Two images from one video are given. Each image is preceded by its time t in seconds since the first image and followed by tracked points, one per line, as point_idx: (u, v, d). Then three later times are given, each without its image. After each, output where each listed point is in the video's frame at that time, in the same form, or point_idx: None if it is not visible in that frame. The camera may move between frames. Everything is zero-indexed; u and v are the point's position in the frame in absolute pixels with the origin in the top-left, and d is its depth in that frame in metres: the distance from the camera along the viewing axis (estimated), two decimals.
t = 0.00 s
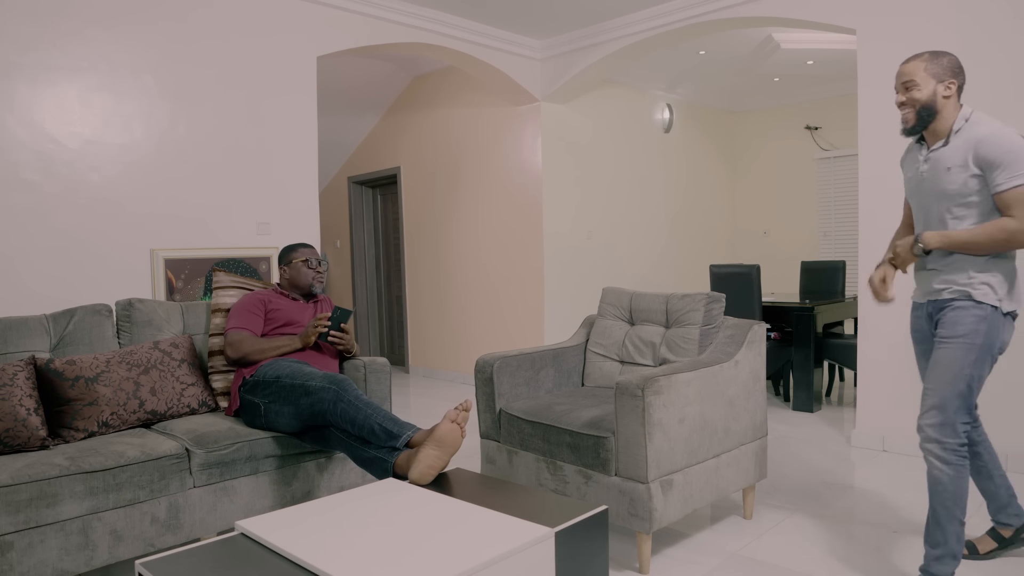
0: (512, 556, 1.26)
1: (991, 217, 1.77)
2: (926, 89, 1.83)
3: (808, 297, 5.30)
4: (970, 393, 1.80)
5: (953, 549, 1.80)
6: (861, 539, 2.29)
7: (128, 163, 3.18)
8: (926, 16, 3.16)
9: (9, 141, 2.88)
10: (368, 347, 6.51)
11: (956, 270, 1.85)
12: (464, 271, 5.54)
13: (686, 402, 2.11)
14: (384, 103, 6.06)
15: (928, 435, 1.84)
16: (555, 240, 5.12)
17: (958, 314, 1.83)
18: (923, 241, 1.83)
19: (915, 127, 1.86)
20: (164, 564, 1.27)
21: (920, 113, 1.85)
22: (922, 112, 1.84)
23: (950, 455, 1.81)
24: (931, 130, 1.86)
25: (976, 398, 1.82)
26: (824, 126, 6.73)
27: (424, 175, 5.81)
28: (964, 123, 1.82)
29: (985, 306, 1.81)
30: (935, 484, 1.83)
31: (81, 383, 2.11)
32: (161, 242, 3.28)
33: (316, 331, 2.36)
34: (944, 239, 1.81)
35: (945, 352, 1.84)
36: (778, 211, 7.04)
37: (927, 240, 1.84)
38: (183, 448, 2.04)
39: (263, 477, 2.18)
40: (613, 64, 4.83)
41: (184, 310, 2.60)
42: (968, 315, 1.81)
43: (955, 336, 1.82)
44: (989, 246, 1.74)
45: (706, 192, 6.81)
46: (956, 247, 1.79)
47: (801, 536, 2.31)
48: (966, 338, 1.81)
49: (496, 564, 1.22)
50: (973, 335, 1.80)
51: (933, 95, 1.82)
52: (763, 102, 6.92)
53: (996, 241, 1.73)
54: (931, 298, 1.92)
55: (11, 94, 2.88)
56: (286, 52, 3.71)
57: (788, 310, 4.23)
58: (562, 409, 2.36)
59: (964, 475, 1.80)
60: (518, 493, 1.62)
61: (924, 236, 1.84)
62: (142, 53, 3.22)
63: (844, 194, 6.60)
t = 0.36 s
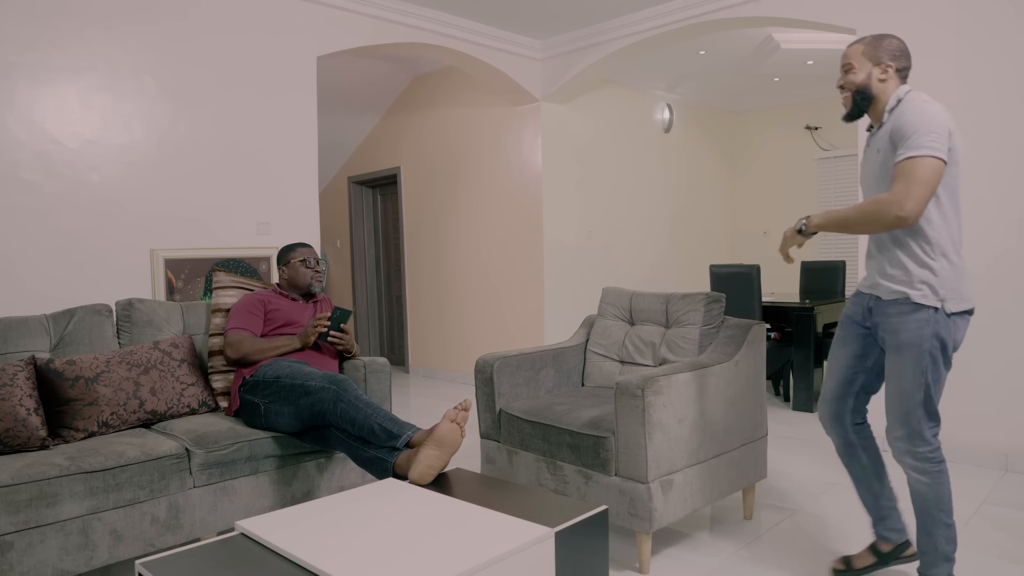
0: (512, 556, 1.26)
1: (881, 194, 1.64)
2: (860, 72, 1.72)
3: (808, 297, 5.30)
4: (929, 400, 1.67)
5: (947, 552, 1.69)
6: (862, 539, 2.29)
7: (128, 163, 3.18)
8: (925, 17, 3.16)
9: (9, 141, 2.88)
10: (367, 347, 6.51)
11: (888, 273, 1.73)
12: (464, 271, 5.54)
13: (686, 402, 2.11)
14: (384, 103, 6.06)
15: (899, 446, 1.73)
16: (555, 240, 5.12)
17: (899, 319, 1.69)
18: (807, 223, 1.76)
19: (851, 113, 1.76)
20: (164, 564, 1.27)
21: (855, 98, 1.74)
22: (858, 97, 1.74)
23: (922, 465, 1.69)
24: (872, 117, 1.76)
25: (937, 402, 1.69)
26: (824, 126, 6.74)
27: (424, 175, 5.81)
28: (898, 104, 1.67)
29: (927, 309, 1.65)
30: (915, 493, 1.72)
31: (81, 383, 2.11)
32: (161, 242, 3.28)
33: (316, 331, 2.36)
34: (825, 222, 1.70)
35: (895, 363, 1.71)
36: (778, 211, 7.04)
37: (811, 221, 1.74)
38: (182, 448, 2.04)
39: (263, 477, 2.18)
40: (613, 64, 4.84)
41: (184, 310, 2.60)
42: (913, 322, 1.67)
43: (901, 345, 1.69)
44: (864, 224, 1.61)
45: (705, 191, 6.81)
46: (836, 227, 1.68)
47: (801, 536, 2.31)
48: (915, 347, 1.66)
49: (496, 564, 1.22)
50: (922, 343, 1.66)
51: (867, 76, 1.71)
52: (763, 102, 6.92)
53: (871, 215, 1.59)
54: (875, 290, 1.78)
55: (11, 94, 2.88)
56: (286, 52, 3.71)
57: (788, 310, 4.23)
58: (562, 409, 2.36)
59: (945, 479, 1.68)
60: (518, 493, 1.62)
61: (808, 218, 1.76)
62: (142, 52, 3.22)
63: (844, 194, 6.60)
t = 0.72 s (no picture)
0: (512, 556, 1.26)
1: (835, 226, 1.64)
2: (753, 96, 1.80)
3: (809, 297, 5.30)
4: (874, 400, 1.62)
5: (928, 537, 1.62)
6: (861, 539, 2.28)
7: (127, 163, 3.18)
8: (924, 18, 3.16)
9: (9, 141, 2.88)
10: (367, 347, 6.51)
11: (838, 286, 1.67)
12: (464, 271, 5.54)
13: (686, 402, 2.11)
14: (383, 103, 6.06)
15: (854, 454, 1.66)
16: (555, 240, 5.12)
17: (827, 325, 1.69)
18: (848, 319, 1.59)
19: (753, 135, 1.83)
20: (164, 564, 1.27)
21: (755, 120, 1.82)
22: (756, 120, 1.81)
23: (878, 468, 1.62)
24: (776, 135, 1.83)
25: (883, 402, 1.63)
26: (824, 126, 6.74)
27: (424, 175, 5.81)
28: (795, 119, 1.74)
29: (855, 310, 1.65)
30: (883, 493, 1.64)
31: (81, 383, 2.11)
32: (161, 242, 3.28)
33: (316, 332, 2.36)
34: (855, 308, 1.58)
35: (832, 370, 1.69)
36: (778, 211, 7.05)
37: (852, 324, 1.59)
38: (182, 448, 2.04)
39: (262, 477, 2.18)
40: (613, 64, 4.83)
41: (184, 310, 2.60)
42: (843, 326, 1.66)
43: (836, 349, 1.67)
44: (861, 256, 1.56)
45: (705, 191, 6.81)
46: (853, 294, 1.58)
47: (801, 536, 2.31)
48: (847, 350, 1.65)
49: (496, 564, 1.22)
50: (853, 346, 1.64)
51: (761, 99, 1.79)
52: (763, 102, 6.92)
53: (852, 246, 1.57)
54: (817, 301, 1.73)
55: (10, 94, 2.88)
56: (286, 52, 3.71)
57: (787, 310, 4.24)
58: (562, 409, 2.36)
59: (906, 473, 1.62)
60: (517, 493, 1.62)
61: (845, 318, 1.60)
62: (142, 52, 3.22)
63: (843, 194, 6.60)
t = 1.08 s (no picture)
0: (512, 556, 1.25)
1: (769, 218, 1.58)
2: (689, 81, 1.79)
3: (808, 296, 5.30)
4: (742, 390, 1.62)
5: (736, 547, 1.63)
6: (861, 539, 2.28)
7: (128, 163, 3.18)
8: (925, 16, 3.16)
9: (9, 141, 2.88)
10: (368, 347, 6.51)
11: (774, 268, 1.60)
12: (464, 271, 5.54)
13: (686, 402, 2.11)
14: (383, 104, 6.06)
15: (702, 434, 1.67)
16: (555, 239, 5.12)
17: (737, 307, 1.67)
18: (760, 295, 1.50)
19: (683, 121, 1.82)
20: (164, 564, 1.27)
21: (687, 106, 1.81)
22: (688, 106, 1.80)
23: (717, 452, 1.64)
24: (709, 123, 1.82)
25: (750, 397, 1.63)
26: (824, 126, 6.74)
27: (424, 174, 5.81)
28: (734, 107, 1.71)
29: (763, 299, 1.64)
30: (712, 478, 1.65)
31: (81, 383, 2.11)
32: (161, 243, 3.28)
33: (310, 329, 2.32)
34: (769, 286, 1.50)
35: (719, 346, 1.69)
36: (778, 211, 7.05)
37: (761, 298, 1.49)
38: (182, 448, 2.04)
39: (262, 477, 2.18)
40: (614, 64, 4.83)
41: (184, 310, 2.60)
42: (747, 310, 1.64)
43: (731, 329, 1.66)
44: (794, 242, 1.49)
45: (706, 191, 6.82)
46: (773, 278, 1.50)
47: (800, 536, 2.31)
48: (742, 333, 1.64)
49: (496, 564, 1.22)
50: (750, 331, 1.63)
51: (696, 86, 1.78)
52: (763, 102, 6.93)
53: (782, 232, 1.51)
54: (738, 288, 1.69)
55: (10, 94, 2.88)
56: (285, 51, 3.71)
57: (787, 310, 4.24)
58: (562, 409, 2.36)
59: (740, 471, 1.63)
60: (518, 493, 1.62)
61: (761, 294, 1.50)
62: (142, 52, 3.22)
63: (844, 193, 6.61)
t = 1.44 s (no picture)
0: (512, 556, 1.25)
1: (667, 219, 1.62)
2: (626, 84, 1.72)
3: (808, 296, 5.30)
4: (667, 408, 1.64)
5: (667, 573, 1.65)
6: (861, 539, 2.28)
7: (128, 163, 3.18)
8: (925, 15, 3.16)
9: (9, 141, 2.88)
10: (367, 347, 6.51)
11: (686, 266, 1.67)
12: (464, 271, 5.54)
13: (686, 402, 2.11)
14: (383, 104, 6.06)
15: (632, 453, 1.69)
16: (555, 239, 5.12)
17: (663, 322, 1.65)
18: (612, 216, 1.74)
19: (623, 125, 1.75)
20: (164, 564, 1.27)
21: (625, 109, 1.74)
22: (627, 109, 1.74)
23: (646, 471, 1.66)
24: (650, 125, 1.75)
25: (677, 414, 1.65)
26: (824, 126, 6.74)
27: (424, 174, 5.81)
28: (667, 115, 1.66)
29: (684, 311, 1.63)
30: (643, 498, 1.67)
31: (81, 383, 2.11)
32: (161, 243, 3.28)
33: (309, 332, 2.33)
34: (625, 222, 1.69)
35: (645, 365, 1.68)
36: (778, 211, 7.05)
37: (616, 212, 1.73)
38: (182, 448, 2.04)
39: (262, 477, 2.18)
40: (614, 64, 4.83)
41: (184, 310, 2.60)
42: (669, 326, 1.64)
43: (654, 346, 1.66)
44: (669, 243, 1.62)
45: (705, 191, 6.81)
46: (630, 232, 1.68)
47: (800, 536, 2.31)
48: (664, 351, 1.64)
49: (496, 563, 1.22)
50: (671, 349, 1.63)
51: (631, 91, 1.71)
52: (763, 102, 6.92)
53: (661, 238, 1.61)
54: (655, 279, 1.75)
55: (11, 94, 2.88)
56: (285, 51, 3.70)
57: (788, 310, 4.24)
58: (562, 409, 2.36)
59: (671, 491, 1.65)
60: (518, 493, 1.62)
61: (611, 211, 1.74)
62: (142, 52, 3.22)
63: (843, 193, 6.61)
